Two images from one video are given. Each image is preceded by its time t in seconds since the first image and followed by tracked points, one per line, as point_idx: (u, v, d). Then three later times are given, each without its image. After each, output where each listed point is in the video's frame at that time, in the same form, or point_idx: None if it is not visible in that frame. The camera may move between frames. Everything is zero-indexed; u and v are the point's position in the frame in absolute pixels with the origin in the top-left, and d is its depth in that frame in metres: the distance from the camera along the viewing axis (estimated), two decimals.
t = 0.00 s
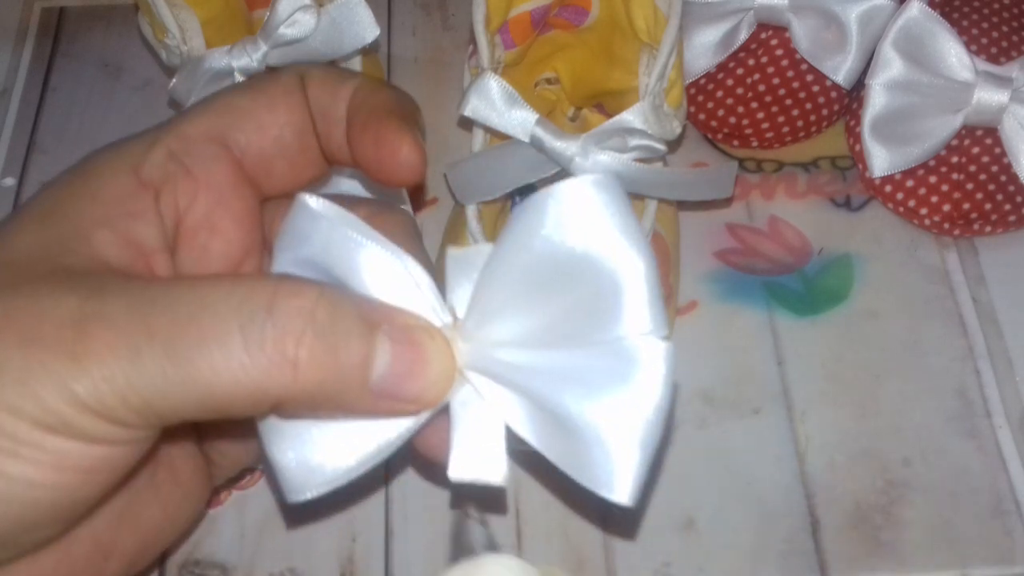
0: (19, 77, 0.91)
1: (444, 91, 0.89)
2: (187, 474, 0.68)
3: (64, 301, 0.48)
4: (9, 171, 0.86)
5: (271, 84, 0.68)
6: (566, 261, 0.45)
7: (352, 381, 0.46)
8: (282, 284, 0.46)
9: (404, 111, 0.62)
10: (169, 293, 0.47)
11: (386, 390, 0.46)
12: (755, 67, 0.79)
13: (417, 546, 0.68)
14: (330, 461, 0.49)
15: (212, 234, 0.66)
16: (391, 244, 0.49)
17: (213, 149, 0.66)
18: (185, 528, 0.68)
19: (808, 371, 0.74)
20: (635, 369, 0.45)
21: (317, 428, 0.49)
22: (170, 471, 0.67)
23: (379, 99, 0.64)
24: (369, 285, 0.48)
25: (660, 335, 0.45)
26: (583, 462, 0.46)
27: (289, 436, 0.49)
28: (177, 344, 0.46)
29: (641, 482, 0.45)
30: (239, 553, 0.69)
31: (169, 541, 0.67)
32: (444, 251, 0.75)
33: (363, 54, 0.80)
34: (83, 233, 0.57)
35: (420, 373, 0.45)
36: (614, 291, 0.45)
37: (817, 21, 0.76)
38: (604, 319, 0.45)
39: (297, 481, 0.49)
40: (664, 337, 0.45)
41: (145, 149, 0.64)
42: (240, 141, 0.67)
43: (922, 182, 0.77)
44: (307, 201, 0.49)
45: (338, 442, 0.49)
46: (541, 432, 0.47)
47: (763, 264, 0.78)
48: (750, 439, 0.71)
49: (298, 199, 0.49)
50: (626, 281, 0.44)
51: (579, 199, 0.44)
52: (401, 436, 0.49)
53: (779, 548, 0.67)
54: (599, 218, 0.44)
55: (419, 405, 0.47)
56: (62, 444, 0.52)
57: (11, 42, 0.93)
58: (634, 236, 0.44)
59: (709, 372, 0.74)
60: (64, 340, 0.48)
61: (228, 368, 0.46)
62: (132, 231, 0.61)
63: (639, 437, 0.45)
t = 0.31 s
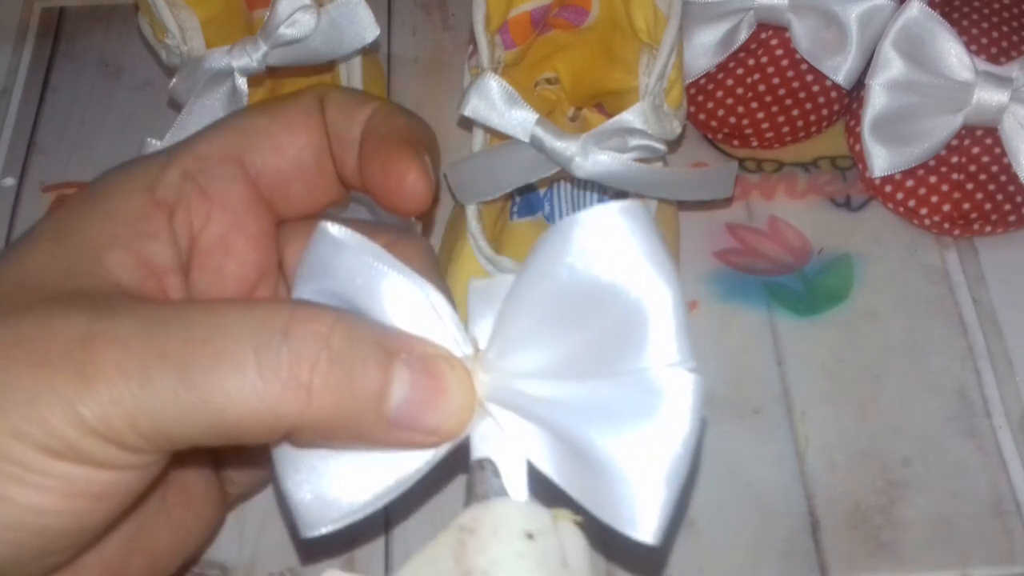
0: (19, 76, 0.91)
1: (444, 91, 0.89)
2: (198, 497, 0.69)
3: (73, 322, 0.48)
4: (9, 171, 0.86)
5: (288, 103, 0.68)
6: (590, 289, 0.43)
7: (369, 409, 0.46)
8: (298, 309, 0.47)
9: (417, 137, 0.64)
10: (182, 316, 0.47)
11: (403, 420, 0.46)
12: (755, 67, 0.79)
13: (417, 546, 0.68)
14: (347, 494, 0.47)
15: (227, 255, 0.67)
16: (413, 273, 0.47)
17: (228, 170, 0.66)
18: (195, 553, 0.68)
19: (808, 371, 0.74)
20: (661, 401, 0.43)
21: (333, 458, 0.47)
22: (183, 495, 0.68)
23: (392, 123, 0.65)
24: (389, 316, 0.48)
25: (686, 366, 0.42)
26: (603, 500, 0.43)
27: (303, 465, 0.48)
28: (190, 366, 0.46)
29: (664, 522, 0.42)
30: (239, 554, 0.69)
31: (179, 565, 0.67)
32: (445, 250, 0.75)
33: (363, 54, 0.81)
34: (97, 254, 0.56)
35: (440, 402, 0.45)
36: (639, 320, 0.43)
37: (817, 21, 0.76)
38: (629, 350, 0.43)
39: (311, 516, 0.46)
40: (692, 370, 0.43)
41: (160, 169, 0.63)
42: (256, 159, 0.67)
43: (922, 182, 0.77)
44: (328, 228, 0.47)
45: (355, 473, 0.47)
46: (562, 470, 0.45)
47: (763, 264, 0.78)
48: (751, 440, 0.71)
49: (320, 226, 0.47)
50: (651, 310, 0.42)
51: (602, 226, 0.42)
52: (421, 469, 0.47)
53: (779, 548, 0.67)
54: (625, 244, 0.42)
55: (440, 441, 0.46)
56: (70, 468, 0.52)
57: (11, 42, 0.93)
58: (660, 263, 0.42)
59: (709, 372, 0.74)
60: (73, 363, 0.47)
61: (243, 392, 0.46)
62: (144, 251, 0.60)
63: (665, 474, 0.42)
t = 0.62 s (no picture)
0: (19, 77, 0.91)
1: (444, 91, 0.89)
2: (199, 497, 0.69)
3: (76, 324, 0.48)
4: (10, 172, 0.86)
5: (292, 106, 0.68)
6: (594, 291, 0.43)
7: (374, 411, 0.46)
8: (303, 310, 0.47)
9: (419, 143, 0.64)
10: (187, 316, 0.47)
11: (408, 422, 0.46)
12: (755, 67, 0.79)
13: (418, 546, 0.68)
14: (348, 496, 0.47)
15: (230, 258, 0.67)
16: (417, 275, 0.47)
17: (231, 173, 0.66)
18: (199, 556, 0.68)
19: (808, 371, 0.74)
20: (665, 401, 0.43)
21: (334, 460, 0.48)
22: (186, 496, 0.69)
23: (393, 128, 0.65)
24: (393, 318, 0.47)
25: (691, 366, 0.43)
26: (607, 500, 0.43)
27: (305, 467, 0.48)
28: (194, 367, 0.46)
29: (669, 521, 0.42)
30: (239, 555, 0.69)
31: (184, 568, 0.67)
32: (445, 251, 0.75)
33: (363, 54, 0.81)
34: (101, 257, 0.56)
35: (444, 405, 0.44)
36: (643, 321, 0.43)
37: (817, 21, 0.76)
38: (633, 352, 0.43)
39: (315, 518, 0.47)
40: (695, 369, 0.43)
41: (164, 173, 0.63)
42: (259, 163, 0.67)
43: (922, 182, 0.77)
44: (333, 231, 0.47)
45: (358, 474, 0.47)
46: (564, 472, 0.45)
47: (763, 264, 0.78)
48: (751, 440, 0.71)
49: (324, 229, 0.47)
50: (656, 312, 0.43)
51: (606, 228, 0.43)
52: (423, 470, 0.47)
53: (779, 549, 0.67)
54: (629, 246, 0.42)
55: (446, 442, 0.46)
56: (73, 470, 0.52)
57: (11, 42, 0.93)
58: (664, 264, 0.42)
59: (709, 372, 0.74)
60: (77, 364, 0.48)
61: (247, 392, 0.46)
62: (148, 254, 0.59)
63: (670, 474, 0.42)
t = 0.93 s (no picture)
0: (19, 77, 0.91)
1: (444, 91, 0.89)
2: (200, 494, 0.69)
3: (76, 315, 0.48)
4: (10, 172, 0.86)
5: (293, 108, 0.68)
6: (594, 286, 0.44)
7: (370, 406, 0.46)
8: (302, 305, 0.47)
9: (420, 143, 0.64)
10: (189, 308, 0.47)
11: (404, 416, 0.46)
12: (755, 67, 0.79)
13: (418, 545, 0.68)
14: (347, 493, 0.47)
15: (232, 255, 0.67)
16: (418, 272, 0.48)
17: (232, 172, 0.66)
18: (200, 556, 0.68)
19: (808, 371, 0.74)
20: (664, 398, 0.43)
21: (333, 455, 0.48)
22: (186, 493, 0.69)
23: (394, 128, 0.65)
24: (395, 314, 0.48)
25: (690, 363, 0.42)
26: (603, 497, 0.43)
27: (303, 464, 0.48)
28: (194, 359, 0.46)
29: (666, 519, 0.42)
30: (239, 554, 0.69)
31: (185, 567, 0.67)
32: (445, 251, 0.76)
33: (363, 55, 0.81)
34: (103, 255, 0.56)
35: (442, 400, 0.44)
36: (642, 317, 0.43)
37: (817, 21, 0.76)
38: (632, 348, 0.43)
39: (311, 515, 0.47)
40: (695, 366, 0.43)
41: (168, 169, 0.63)
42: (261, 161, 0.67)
43: (922, 182, 0.77)
44: (333, 226, 0.47)
45: (357, 470, 0.48)
46: (563, 471, 0.45)
47: (763, 264, 0.78)
48: (751, 439, 0.71)
49: (324, 226, 0.47)
50: (655, 308, 0.43)
51: (606, 224, 0.43)
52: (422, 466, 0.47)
53: (779, 548, 0.67)
54: (627, 241, 0.43)
55: (446, 434, 0.46)
56: (73, 462, 0.52)
57: (11, 42, 0.93)
58: (663, 260, 0.42)
59: (709, 372, 0.74)
60: (75, 354, 0.47)
61: (245, 386, 0.46)
62: (151, 250, 0.59)
63: (666, 471, 0.42)
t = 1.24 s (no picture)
0: (19, 77, 0.91)
1: (443, 91, 0.89)
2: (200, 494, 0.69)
3: (76, 314, 0.48)
4: (9, 172, 0.86)
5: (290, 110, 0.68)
6: (593, 284, 0.44)
7: (369, 404, 0.46)
8: (302, 301, 0.46)
9: (416, 143, 0.64)
10: (187, 306, 0.47)
11: (404, 414, 0.46)
12: (755, 67, 0.79)
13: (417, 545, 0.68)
14: (346, 491, 0.47)
15: (233, 256, 0.67)
16: (416, 271, 0.48)
17: (233, 173, 0.66)
18: (200, 556, 0.68)
19: (808, 371, 0.74)
20: (662, 394, 0.43)
21: (331, 454, 0.48)
22: (186, 493, 0.69)
23: (392, 129, 0.65)
24: (393, 313, 0.48)
25: (687, 360, 0.43)
26: (602, 493, 0.44)
27: (303, 462, 0.48)
28: (192, 358, 0.46)
29: (664, 514, 0.42)
30: (239, 554, 0.69)
31: (186, 567, 0.67)
32: (445, 251, 0.76)
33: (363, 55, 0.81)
34: (101, 254, 0.56)
35: (440, 398, 0.45)
36: (640, 314, 0.44)
37: (817, 21, 0.77)
38: (630, 346, 0.44)
39: (311, 513, 0.47)
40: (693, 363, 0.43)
41: (165, 171, 0.63)
42: (261, 162, 0.67)
43: (922, 182, 0.77)
44: (332, 226, 0.48)
45: (356, 468, 0.48)
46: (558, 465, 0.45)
47: (763, 264, 0.78)
48: (751, 439, 0.71)
49: (323, 225, 0.48)
50: (653, 306, 0.43)
51: (603, 222, 0.43)
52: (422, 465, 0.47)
53: (779, 548, 0.67)
54: (625, 239, 0.43)
55: (444, 432, 0.46)
56: (73, 460, 0.52)
57: (11, 42, 0.93)
58: (661, 258, 0.43)
59: (709, 372, 0.74)
60: (75, 353, 0.47)
61: (244, 384, 0.46)
62: (150, 249, 0.60)
63: (665, 467, 0.43)
